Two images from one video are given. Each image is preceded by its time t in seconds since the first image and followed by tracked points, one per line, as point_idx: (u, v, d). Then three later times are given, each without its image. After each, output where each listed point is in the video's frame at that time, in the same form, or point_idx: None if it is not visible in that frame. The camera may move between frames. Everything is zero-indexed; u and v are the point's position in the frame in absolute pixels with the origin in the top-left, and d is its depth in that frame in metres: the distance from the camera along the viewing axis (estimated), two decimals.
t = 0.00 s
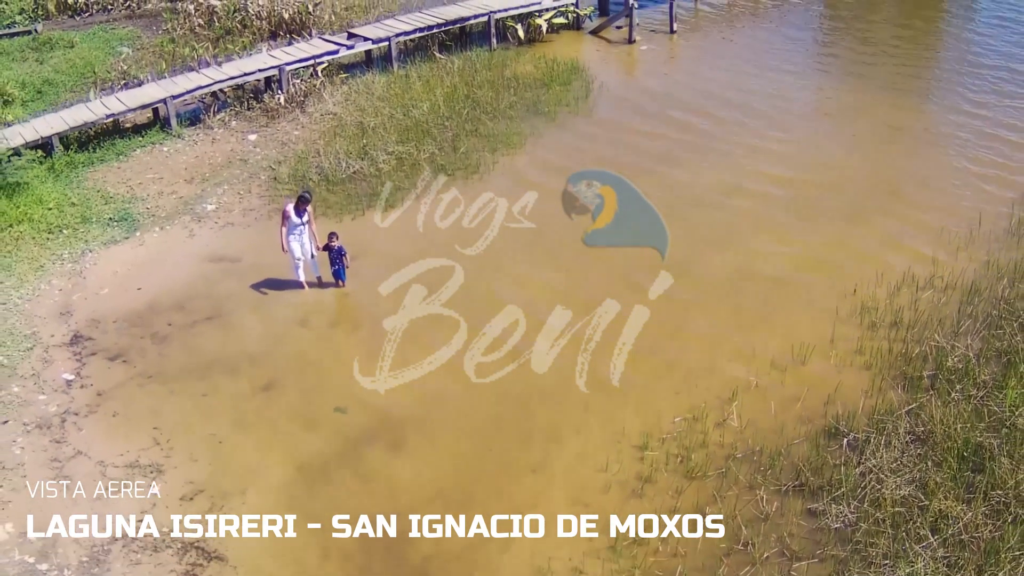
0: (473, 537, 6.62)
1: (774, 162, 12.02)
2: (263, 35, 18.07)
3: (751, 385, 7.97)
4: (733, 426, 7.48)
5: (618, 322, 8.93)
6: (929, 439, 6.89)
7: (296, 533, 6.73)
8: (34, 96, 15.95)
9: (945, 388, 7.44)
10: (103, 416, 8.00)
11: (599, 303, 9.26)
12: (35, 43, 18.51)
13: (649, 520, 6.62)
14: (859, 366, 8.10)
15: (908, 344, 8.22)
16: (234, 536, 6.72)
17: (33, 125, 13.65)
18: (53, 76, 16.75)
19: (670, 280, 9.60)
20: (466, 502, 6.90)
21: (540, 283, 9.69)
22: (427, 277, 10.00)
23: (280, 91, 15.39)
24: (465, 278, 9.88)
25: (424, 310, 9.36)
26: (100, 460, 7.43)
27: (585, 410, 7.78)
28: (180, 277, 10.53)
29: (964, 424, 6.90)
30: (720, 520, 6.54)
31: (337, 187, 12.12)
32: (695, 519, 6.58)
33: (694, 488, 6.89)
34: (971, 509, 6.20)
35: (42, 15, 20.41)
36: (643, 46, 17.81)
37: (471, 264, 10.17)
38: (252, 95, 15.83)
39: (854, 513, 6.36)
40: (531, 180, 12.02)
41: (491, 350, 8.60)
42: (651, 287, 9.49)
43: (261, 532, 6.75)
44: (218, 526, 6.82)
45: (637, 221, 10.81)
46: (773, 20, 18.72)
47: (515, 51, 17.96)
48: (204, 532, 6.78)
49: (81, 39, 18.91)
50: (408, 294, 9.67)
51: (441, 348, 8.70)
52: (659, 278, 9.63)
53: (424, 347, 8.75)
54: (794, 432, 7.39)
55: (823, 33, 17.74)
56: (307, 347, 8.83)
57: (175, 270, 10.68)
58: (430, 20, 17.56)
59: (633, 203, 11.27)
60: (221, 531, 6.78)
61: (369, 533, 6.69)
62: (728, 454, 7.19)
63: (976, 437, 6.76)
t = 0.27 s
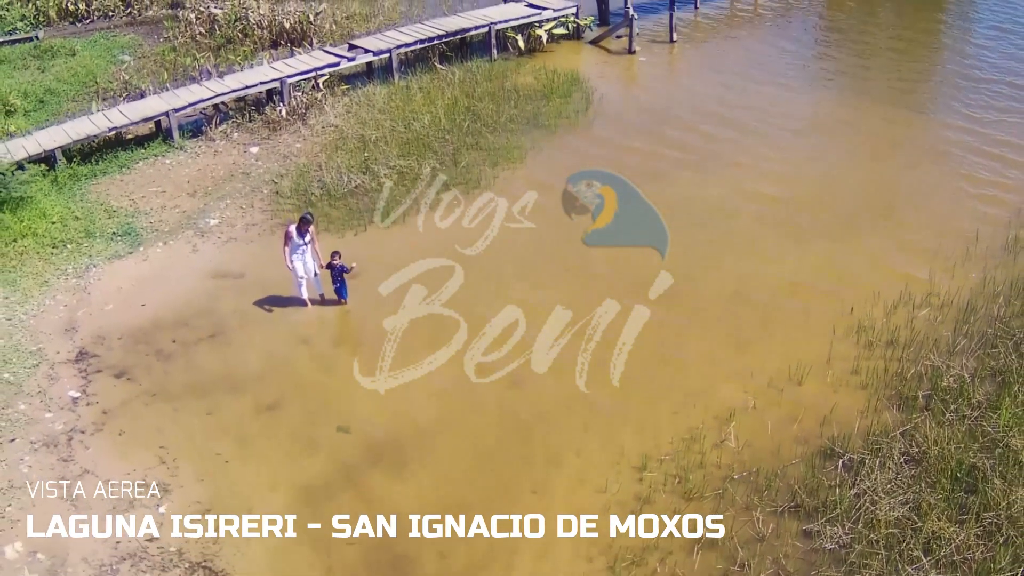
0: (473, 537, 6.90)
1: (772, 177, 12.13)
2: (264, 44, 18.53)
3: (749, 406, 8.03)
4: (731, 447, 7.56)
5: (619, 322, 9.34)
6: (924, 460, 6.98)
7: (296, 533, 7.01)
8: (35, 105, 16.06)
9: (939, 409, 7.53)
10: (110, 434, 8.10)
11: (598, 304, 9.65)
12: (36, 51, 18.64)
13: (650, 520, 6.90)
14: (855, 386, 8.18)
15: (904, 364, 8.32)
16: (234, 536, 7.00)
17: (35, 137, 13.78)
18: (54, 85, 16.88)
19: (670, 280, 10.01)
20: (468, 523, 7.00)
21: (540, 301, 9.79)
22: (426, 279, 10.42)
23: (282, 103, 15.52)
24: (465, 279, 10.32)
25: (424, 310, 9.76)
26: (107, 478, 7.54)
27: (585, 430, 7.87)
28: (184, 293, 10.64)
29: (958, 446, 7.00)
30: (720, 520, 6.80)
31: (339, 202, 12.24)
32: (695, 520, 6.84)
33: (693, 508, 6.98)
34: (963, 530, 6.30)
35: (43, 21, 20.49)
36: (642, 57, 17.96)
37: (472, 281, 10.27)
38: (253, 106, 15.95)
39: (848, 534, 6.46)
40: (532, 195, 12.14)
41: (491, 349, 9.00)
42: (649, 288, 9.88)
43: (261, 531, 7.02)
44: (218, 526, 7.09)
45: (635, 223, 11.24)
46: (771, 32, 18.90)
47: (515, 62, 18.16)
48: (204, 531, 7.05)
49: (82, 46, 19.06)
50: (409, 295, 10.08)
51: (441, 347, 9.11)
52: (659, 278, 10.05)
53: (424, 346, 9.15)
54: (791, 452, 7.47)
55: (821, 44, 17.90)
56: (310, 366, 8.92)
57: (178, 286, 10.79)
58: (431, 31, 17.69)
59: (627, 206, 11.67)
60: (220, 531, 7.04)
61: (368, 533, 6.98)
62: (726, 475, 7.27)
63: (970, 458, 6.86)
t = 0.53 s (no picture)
0: (473, 538, 7.26)
1: (770, 192, 12.26)
2: (266, 55, 18.79)
3: (746, 429, 8.14)
4: (728, 471, 7.68)
5: (619, 322, 9.78)
6: (918, 483, 7.11)
7: (296, 533, 7.37)
8: (38, 117, 16.21)
9: (934, 433, 7.66)
10: (117, 455, 8.24)
11: (597, 305, 10.09)
12: (38, 60, 18.81)
13: (649, 520, 7.24)
14: (851, 409, 8.29)
15: (900, 387, 8.44)
16: (234, 537, 7.36)
17: (38, 152, 13.94)
18: (56, 96, 17.03)
19: (670, 281, 10.44)
20: (470, 547, 7.15)
21: (541, 321, 9.90)
22: (424, 279, 10.91)
23: (284, 117, 15.66)
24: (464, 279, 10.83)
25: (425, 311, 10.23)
26: (116, 499, 7.69)
27: (586, 453, 7.98)
28: (189, 312, 10.76)
29: (951, 469, 7.12)
30: (720, 520, 7.16)
31: (341, 219, 12.37)
32: (695, 520, 7.20)
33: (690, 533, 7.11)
34: (955, 554, 6.43)
35: (45, 29, 20.68)
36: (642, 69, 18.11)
37: (474, 301, 10.39)
38: (255, 120, 16.09)
39: (842, 558, 6.59)
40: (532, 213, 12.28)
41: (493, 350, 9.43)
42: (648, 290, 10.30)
43: (261, 531, 7.39)
44: (217, 526, 7.47)
45: (633, 227, 11.69)
46: (770, 42, 19.06)
47: (516, 74, 18.33)
48: (205, 531, 7.42)
49: (84, 56, 19.19)
50: (408, 296, 10.55)
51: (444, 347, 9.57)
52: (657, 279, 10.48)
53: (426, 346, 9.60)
54: (787, 476, 7.59)
55: (819, 54, 18.05)
56: (312, 388, 9.03)
57: (183, 304, 10.92)
58: (432, 44, 17.82)
59: (622, 210, 12.10)
60: (220, 531, 7.40)
61: (368, 533, 7.33)
62: (723, 499, 7.39)
63: (963, 482, 6.99)
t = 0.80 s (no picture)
0: (473, 538, 7.57)
1: (769, 206, 12.38)
2: (267, 64, 19.00)
3: (744, 449, 8.23)
4: (726, 491, 7.78)
5: (619, 321, 10.20)
6: (913, 504, 7.22)
7: (296, 533, 7.70)
8: (40, 127, 16.34)
9: (930, 454, 7.78)
10: (124, 474, 8.38)
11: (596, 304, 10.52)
12: (40, 68, 18.96)
13: (649, 520, 7.55)
14: (847, 428, 8.40)
15: (896, 406, 8.55)
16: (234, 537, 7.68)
17: (41, 165, 14.10)
18: (58, 106, 17.16)
19: (670, 281, 10.86)
20: (472, 567, 7.28)
21: (542, 338, 10.01)
22: (424, 279, 11.40)
23: (285, 130, 15.77)
24: (464, 279, 11.34)
25: (425, 310, 10.70)
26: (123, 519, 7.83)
27: (586, 473, 8.09)
28: (192, 329, 10.87)
29: (946, 490, 7.24)
30: (720, 520, 7.45)
31: (343, 235, 12.49)
32: (695, 520, 7.49)
33: (688, 554, 7.22)
34: None
35: (46, 36, 20.85)
36: (641, 80, 18.25)
37: (476, 317, 10.50)
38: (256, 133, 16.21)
39: None
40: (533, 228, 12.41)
41: (493, 347, 9.88)
42: (647, 290, 10.71)
43: (261, 531, 7.72)
44: (217, 526, 7.80)
45: (631, 229, 12.11)
46: (768, 53, 19.22)
47: (515, 85, 18.46)
48: (205, 530, 7.76)
49: (85, 65, 19.35)
50: (408, 295, 11.03)
51: (444, 344, 10.03)
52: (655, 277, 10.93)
53: (426, 344, 10.05)
54: (784, 496, 7.70)
55: (818, 66, 18.20)
56: (315, 407, 9.13)
57: (187, 321, 11.03)
58: (432, 56, 17.93)
59: (618, 212, 12.55)
60: (220, 531, 7.74)
61: (368, 532, 7.64)
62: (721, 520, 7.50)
63: (957, 503, 7.11)
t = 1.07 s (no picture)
0: (473, 537, 7.85)
1: (767, 219, 12.49)
2: (268, 73, 19.13)
3: (742, 466, 8.32)
4: (725, 508, 7.88)
5: (619, 321, 10.56)
6: (909, 521, 7.33)
7: (296, 533, 7.99)
8: (42, 137, 16.45)
9: (926, 470, 7.88)
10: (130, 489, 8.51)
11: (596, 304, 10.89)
12: (41, 76, 19.09)
13: (649, 520, 7.82)
14: (845, 444, 8.48)
15: (893, 422, 8.64)
16: (234, 536, 7.99)
17: (44, 176, 14.19)
18: (60, 114, 17.27)
19: (670, 280, 11.25)
20: None
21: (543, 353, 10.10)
22: (424, 279, 11.81)
23: (287, 140, 15.85)
24: (463, 278, 11.76)
25: (425, 310, 11.13)
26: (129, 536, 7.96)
27: (586, 490, 8.19)
28: (196, 344, 10.95)
29: (941, 507, 7.35)
30: (720, 520, 7.74)
31: (344, 247, 12.58)
32: (695, 520, 7.76)
33: (687, 571, 7.31)
34: None
35: (47, 43, 21.03)
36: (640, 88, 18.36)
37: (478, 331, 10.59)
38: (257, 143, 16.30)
39: None
40: (534, 241, 12.53)
41: (492, 348, 10.25)
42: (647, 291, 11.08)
43: (261, 530, 8.03)
44: (217, 526, 8.10)
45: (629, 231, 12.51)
46: (767, 61, 19.33)
47: (515, 95, 18.56)
48: (205, 530, 8.07)
49: (87, 72, 19.49)
50: (409, 295, 11.45)
51: (444, 343, 10.44)
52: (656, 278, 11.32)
53: (426, 344, 10.43)
54: (782, 513, 7.80)
55: (816, 74, 18.31)
56: (318, 423, 9.23)
57: (190, 335, 11.11)
58: (433, 65, 18.03)
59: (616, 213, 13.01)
60: (220, 531, 8.04)
61: (368, 532, 7.94)
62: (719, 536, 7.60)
63: (952, 520, 7.21)
